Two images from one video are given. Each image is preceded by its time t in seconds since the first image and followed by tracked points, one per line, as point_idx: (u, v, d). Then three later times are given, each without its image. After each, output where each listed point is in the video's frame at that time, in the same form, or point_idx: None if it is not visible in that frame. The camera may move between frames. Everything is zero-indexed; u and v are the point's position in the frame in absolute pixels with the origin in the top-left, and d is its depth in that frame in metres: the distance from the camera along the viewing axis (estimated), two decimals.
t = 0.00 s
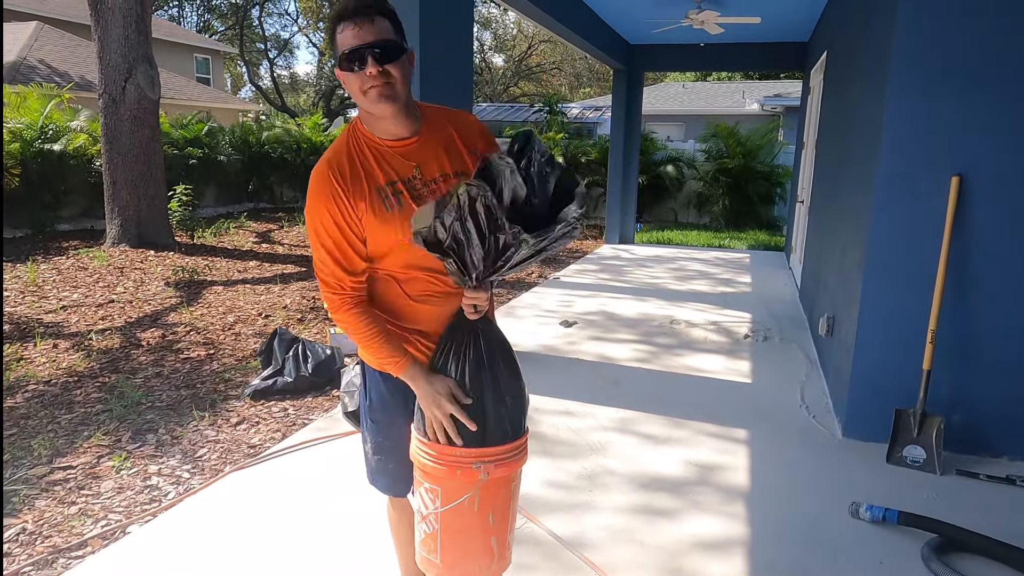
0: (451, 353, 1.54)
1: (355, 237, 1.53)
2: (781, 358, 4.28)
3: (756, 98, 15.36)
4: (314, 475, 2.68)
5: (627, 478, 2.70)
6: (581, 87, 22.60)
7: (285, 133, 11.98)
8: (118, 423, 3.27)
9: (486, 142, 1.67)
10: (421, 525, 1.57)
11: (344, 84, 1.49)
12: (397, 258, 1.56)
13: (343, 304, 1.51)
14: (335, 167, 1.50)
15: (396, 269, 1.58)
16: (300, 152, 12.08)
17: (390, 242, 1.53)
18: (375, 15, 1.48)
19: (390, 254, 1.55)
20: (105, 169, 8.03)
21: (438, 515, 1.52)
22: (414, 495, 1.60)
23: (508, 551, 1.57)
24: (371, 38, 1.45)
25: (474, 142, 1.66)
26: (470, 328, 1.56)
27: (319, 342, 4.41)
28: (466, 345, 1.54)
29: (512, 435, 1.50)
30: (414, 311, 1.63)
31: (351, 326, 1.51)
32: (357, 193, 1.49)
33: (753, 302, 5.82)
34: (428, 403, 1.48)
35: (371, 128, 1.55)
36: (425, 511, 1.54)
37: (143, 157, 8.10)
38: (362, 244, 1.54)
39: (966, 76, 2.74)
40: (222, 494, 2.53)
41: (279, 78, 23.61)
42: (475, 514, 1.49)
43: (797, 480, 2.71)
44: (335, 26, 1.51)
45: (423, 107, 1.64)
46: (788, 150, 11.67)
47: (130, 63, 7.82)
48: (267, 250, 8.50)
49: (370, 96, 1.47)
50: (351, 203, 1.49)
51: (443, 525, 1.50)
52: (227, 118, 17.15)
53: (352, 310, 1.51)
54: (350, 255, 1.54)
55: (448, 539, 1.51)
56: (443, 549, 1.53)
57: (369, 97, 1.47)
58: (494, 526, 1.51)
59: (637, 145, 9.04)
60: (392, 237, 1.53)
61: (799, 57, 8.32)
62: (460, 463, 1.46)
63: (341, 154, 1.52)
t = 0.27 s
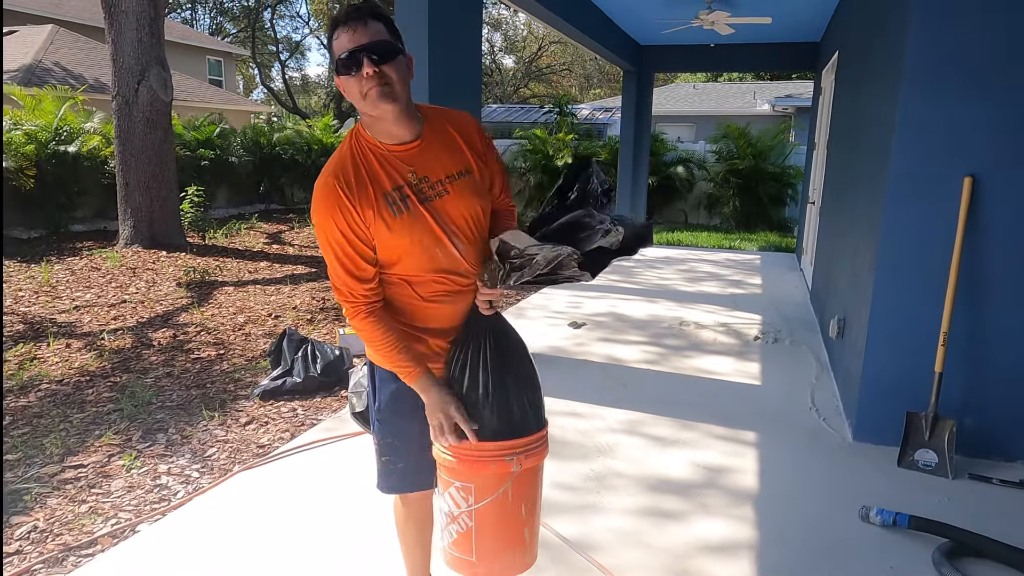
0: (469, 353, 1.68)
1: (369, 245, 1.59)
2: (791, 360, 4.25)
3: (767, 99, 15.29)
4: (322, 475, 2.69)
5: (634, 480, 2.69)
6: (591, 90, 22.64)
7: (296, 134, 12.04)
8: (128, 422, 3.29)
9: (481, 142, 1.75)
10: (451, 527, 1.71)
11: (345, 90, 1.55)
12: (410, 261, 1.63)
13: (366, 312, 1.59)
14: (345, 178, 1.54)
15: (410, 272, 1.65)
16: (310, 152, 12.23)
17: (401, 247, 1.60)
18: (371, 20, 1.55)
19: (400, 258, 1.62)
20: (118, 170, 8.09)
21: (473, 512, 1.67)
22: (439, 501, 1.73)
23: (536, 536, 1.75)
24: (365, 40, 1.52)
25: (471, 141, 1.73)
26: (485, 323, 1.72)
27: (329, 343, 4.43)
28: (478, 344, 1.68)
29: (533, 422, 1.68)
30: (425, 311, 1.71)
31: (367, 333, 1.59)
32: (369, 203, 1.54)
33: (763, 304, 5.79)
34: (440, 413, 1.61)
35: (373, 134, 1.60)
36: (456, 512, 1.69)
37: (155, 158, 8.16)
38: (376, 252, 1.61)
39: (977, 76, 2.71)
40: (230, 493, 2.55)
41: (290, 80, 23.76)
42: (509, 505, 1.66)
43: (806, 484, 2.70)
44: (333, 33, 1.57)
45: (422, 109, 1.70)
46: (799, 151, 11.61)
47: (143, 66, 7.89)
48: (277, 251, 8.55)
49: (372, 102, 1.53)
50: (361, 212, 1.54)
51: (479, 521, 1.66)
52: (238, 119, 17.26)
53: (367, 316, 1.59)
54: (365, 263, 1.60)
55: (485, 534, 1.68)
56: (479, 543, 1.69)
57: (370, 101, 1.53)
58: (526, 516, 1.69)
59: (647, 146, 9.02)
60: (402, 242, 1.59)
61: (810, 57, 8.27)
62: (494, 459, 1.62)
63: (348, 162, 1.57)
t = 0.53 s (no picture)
0: (485, 352, 1.66)
1: (380, 247, 1.58)
2: (801, 363, 4.23)
3: (778, 100, 15.22)
4: (330, 476, 2.71)
5: (642, 483, 2.68)
6: (600, 92, 22.63)
7: (307, 136, 12.10)
8: (139, 422, 3.32)
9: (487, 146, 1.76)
10: (468, 525, 1.71)
11: (354, 95, 1.56)
12: (421, 263, 1.63)
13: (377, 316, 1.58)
14: (356, 181, 1.54)
15: (420, 274, 1.65)
16: (320, 155, 12.30)
17: (412, 249, 1.60)
18: (379, 24, 1.56)
19: (411, 260, 1.62)
20: (131, 172, 8.15)
21: (492, 508, 1.67)
22: (455, 500, 1.73)
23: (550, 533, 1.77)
24: (374, 42, 1.53)
25: (478, 143, 1.74)
26: (503, 320, 1.72)
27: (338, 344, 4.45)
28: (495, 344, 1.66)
29: (550, 418, 1.68)
30: (436, 313, 1.70)
31: (379, 337, 1.58)
32: (381, 204, 1.54)
33: (773, 307, 5.76)
34: (442, 417, 1.61)
35: (382, 137, 1.61)
36: (474, 509, 1.69)
37: (167, 160, 8.22)
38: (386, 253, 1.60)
39: (990, 76, 2.69)
40: (239, 493, 2.56)
41: (301, 83, 23.87)
42: (528, 501, 1.67)
43: (815, 487, 2.68)
44: (342, 37, 1.58)
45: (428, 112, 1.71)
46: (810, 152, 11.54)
47: (156, 69, 7.95)
48: (288, 253, 8.59)
49: (382, 105, 1.53)
50: (373, 214, 1.54)
51: (499, 518, 1.66)
52: (249, 122, 17.37)
53: (379, 319, 1.59)
54: (376, 265, 1.59)
55: (503, 531, 1.68)
56: (497, 540, 1.69)
57: (380, 103, 1.53)
58: (542, 511, 1.70)
59: (656, 148, 8.99)
60: (413, 244, 1.60)
61: (822, 58, 8.21)
62: (515, 456, 1.62)
63: (358, 165, 1.57)
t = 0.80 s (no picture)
0: (493, 357, 1.67)
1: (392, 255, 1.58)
2: (812, 365, 4.20)
3: (790, 100, 15.14)
4: (339, 476, 2.72)
5: (651, 485, 2.67)
6: (611, 92, 22.60)
7: (318, 138, 12.15)
8: (151, 422, 3.34)
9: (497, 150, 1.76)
10: (480, 534, 1.74)
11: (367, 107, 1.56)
12: (433, 269, 1.63)
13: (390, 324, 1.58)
14: (369, 188, 1.54)
15: (431, 280, 1.65)
16: (331, 157, 12.36)
17: (423, 254, 1.60)
18: (392, 38, 1.56)
19: (422, 265, 1.62)
20: (144, 173, 8.22)
21: (502, 518, 1.70)
22: (465, 510, 1.75)
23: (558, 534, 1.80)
24: (387, 61, 1.53)
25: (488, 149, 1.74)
26: (509, 321, 1.73)
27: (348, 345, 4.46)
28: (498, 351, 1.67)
29: (554, 424, 1.71)
30: (445, 317, 1.71)
31: (392, 344, 1.59)
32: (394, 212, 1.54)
33: (784, 308, 5.73)
34: (443, 428, 1.62)
35: (394, 145, 1.60)
36: (484, 520, 1.71)
37: (179, 161, 8.27)
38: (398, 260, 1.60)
39: (1005, 75, 2.66)
40: (249, 493, 2.58)
41: (313, 84, 23.98)
42: (537, 507, 1.70)
43: (825, 491, 2.66)
44: (354, 49, 1.57)
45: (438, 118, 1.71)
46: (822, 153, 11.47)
47: (169, 71, 8.02)
48: (299, 253, 8.63)
49: (396, 119, 1.54)
50: (386, 221, 1.53)
51: (509, 526, 1.69)
52: (261, 123, 17.47)
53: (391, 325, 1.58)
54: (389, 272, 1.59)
55: (514, 538, 1.71)
56: (508, 546, 1.72)
57: (393, 120, 1.54)
58: (550, 514, 1.73)
59: (667, 148, 8.96)
60: (423, 250, 1.60)
61: (834, 58, 8.16)
62: (522, 466, 1.65)
63: (371, 171, 1.56)
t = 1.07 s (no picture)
0: (513, 358, 1.67)
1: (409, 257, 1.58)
2: (825, 366, 4.17)
3: (804, 99, 15.03)
4: (350, 473, 2.73)
5: (661, 485, 2.66)
6: (623, 91, 22.54)
7: (330, 136, 12.20)
8: (164, 418, 3.37)
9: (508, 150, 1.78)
10: (506, 539, 1.71)
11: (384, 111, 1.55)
12: (447, 271, 1.64)
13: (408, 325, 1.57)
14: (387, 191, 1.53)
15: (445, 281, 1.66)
16: (344, 155, 12.33)
17: (437, 257, 1.61)
18: (411, 44, 1.55)
19: (434, 266, 1.63)
20: (159, 172, 8.29)
21: (530, 522, 1.68)
22: (488, 516, 1.72)
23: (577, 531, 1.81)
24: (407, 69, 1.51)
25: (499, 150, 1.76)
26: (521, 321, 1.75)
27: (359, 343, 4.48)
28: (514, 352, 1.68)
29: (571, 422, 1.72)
30: (457, 315, 1.72)
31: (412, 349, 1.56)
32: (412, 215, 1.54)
33: (797, 308, 5.69)
34: (464, 433, 1.61)
35: (409, 149, 1.60)
36: (511, 525, 1.69)
37: (193, 160, 8.32)
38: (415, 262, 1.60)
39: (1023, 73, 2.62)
40: (260, 490, 2.59)
41: (325, 83, 24.07)
42: (563, 506, 1.70)
43: (837, 492, 2.64)
44: (371, 52, 1.55)
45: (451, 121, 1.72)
46: (836, 152, 11.38)
47: (183, 70, 8.07)
48: (311, 252, 8.66)
49: (413, 127, 1.53)
50: (403, 224, 1.53)
51: (538, 528, 1.68)
52: (274, 122, 17.56)
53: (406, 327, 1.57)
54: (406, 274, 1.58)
55: (540, 539, 1.70)
56: (535, 548, 1.71)
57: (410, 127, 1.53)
58: (571, 512, 1.74)
59: (679, 147, 8.92)
60: (439, 251, 1.60)
61: (848, 56, 8.09)
62: (550, 466, 1.64)
63: (387, 173, 1.56)
